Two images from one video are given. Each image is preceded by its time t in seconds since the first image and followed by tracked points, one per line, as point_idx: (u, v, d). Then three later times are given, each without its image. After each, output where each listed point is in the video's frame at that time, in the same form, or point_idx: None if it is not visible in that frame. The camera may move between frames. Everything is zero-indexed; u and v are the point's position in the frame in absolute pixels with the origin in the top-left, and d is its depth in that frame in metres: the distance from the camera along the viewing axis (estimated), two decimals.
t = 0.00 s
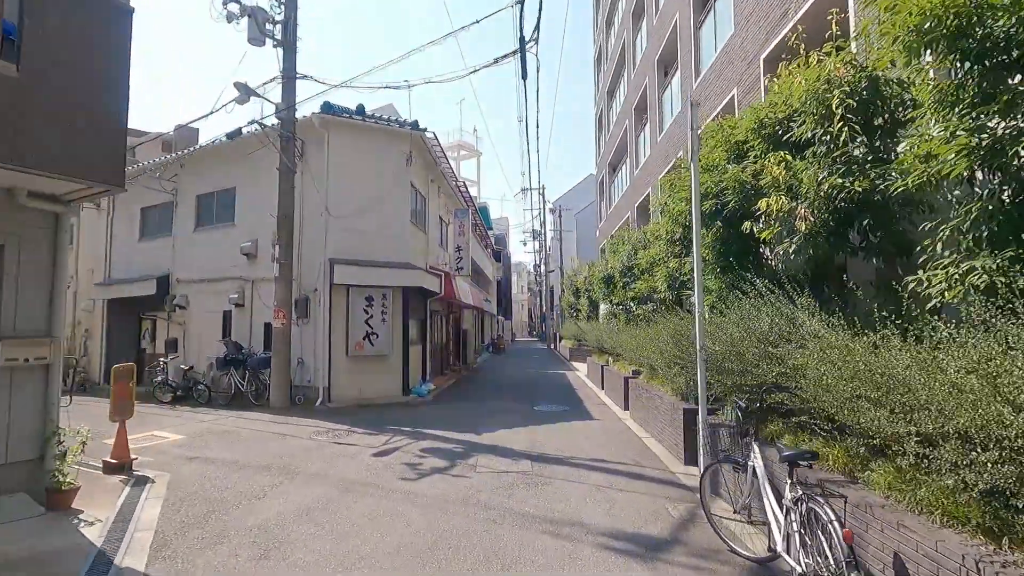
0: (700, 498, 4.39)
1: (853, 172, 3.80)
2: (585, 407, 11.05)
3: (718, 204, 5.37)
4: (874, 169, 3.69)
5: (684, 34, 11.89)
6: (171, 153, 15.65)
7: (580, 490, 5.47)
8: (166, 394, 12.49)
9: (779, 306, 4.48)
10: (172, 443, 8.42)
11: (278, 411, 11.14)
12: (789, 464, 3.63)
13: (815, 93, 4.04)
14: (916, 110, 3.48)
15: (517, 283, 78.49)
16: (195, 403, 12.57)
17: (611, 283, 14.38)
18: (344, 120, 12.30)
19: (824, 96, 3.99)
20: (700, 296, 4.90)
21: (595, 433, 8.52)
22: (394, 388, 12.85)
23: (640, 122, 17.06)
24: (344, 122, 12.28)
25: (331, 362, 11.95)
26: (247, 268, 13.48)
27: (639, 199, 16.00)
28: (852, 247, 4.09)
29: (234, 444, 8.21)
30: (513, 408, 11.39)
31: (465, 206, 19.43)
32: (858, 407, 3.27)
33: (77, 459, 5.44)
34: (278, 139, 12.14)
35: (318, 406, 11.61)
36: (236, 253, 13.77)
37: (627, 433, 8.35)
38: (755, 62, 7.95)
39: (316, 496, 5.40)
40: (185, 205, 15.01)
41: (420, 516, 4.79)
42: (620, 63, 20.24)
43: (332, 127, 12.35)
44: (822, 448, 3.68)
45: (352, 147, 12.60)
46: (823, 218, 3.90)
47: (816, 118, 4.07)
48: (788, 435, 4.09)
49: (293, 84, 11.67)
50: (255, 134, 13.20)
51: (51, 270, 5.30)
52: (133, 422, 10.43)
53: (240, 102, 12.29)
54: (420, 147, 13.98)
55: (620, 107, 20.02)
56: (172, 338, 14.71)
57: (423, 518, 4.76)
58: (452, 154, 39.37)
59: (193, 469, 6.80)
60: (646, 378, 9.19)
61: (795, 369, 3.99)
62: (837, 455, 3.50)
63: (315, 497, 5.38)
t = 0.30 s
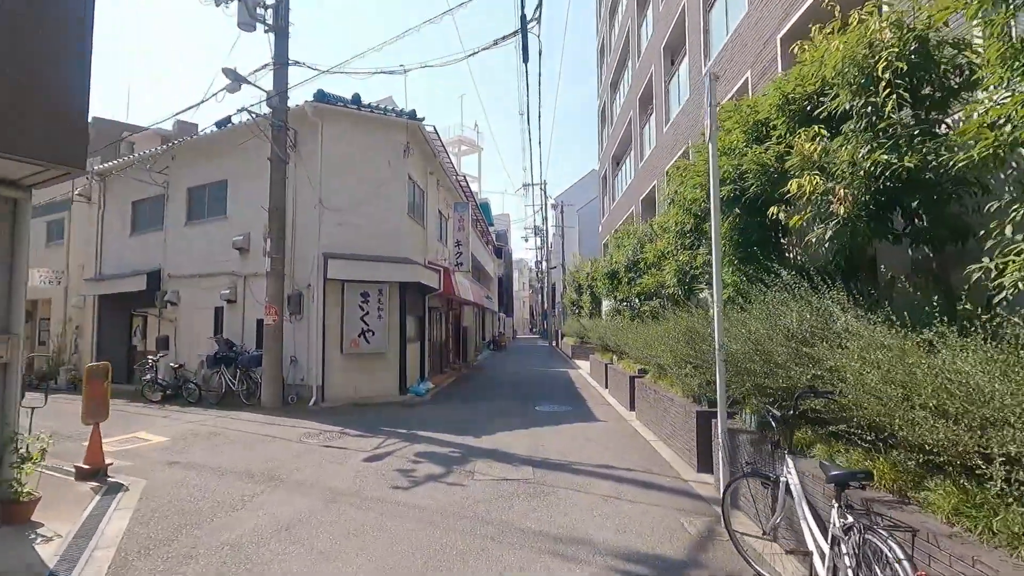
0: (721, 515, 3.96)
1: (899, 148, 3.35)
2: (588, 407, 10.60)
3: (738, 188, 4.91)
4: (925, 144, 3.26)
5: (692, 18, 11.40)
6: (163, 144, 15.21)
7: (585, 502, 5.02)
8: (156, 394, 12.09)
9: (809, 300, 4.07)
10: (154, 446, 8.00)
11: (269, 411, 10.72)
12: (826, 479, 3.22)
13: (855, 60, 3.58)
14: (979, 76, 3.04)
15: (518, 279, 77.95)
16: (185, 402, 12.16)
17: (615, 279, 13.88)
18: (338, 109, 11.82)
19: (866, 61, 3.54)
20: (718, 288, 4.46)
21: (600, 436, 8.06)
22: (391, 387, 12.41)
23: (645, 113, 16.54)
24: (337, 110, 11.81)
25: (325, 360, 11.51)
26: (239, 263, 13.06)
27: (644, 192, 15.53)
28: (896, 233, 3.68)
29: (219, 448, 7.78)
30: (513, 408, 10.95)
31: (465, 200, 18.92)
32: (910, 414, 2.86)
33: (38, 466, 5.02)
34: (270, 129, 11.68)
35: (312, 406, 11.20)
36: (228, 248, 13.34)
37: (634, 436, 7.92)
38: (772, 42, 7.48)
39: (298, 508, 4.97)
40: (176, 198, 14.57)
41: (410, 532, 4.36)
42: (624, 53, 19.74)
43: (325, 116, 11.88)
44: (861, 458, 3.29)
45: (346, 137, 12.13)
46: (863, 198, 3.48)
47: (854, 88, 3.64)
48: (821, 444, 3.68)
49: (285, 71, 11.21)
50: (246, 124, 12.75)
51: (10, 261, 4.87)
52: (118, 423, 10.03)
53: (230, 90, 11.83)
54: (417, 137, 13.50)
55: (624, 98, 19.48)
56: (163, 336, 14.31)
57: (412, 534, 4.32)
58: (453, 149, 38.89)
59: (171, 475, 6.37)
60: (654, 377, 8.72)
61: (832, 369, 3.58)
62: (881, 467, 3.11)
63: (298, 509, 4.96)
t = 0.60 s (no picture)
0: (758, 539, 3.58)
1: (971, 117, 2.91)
2: (597, 410, 10.16)
3: (771, 171, 4.56)
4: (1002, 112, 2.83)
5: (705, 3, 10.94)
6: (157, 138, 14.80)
7: (600, 516, 4.59)
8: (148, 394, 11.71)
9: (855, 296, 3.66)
10: (141, 450, 7.60)
11: (264, 413, 10.31)
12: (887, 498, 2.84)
13: (917, 18, 3.14)
14: None
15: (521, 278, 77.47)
16: (179, 403, 11.76)
17: (623, 276, 13.43)
18: (337, 99, 11.38)
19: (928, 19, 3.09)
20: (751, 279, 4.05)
21: (611, 441, 7.62)
22: (391, 388, 11.99)
23: (653, 106, 16.07)
24: (336, 101, 11.38)
25: (323, 359, 11.10)
26: (235, 260, 12.65)
27: (652, 187, 15.08)
28: (960, 218, 3.27)
29: (209, 453, 7.37)
30: (518, 410, 10.53)
31: (468, 195, 18.47)
32: (995, 424, 2.44)
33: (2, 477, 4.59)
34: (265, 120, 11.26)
35: (309, 407, 10.80)
36: (223, 244, 12.94)
37: (647, 441, 7.49)
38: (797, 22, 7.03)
39: (286, 523, 4.54)
40: (171, 193, 14.16)
41: (408, 551, 3.94)
42: (630, 45, 19.28)
43: (323, 107, 11.44)
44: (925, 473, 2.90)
45: (345, 128, 11.69)
46: (925, 176, 3.06)
47: (913, 52, 3.21)
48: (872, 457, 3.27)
49: (281, 60, 10.79)
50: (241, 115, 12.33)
51: None
52: (107, 425, 9.64)
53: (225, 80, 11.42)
54: (419, 129, 13.06)
55: (630, 92, 19.00)
56: (157, 335, 13.91)
57: (409, 554, 3.90)
58: (456, 147, 38.46)
59: (154, 484, 5.96)
60: (668, 379, 8.27)
61: (887, 372, 3.17)
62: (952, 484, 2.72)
63: (286, 524, 4.54)
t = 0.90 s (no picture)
0: (798, 573, 3.23)
1: None
2: (605, 416, 9.75)
3: (806, 161, 4.28)
4: None
5: None
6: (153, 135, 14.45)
7: (619, 539, 4.19)
8: (143, 399, 11.44)
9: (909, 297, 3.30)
10: (129, 459, 7.22)
11: (260, 418, 9.94)
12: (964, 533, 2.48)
13: None
14: None
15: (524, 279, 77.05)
16: (173, 407, 11.39)
17: (631, 277, 13.02)
18: (336, 93, 11.01)
19: None
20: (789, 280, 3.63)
21: (623, 450, 7.21)
22: (392, 392, 11.60)
23: (660, 102, 15.67)
24: (335, 95, 11.00)
25: (321, 362, 10.73)
26: (231, 259, 12.28)
27: (660, 185, 14.66)
28: None
29: (199, 462, 6.99)
30: (524, 415, 10.14)
31: (471, 194, 18.09)
32: None
33: None
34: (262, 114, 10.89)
35: (306, 412, 10.43)
36: (220, 243, 12.57)
37: (661, 450, 7.09)
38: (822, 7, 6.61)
39: (275, 545, 4.15)
40: (166, 191, 13.80)
41: None
42: (637, 41, 18.87)
43: (322, 101, 11.06)
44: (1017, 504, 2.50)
45: (344, 123, 11.32)
46: (1004, 158, 2.69)
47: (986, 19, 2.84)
48: (935, 480, 2.91)
49: (278, 52, 10.42)
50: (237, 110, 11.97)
51: None
52: (97, 431, 9.27)
53: (220, 74, 11.06)
54: (421, 125, 12.69)
55: (637, 88, 18.59)
56: (152, 336, 13.55)
57: None
58: (458, 147, 38.10)
59: (138, 498, 5.57)
60: (683, 384, 7.86)
61: (959, 383, 2.79)
62: None
63: (275, 546, 4.15)
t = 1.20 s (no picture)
0: None
1: None
2: (607, 420, 9.32)
3: (837, 141, 3.94)
4: None
5: None
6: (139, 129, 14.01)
7: (630, 560, 3.78)
8: (127, 402, 10.98)
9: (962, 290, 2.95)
10: (101, 467, 6.78)
11: (246, 423, 9.50)
12: None
13: None
14: None
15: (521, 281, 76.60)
16: (157, 411, 10.93)
17: (633, 276, 12.59)
18: (327, 84, 10.59)
19: None
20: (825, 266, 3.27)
21: (627, 457, 6.78)
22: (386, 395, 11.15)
23: (662, 98, 15.27)
24: (326, 86, 10.57)
25: (311, 364, 10.28)
26: (218, 257, 11.84)
27: (662, 182, 14.25)
28: None
29: (175, 471, 6.55)
30: (522, 419, 9.71)
31: (467, 191, 17.67)
32: None
33: None
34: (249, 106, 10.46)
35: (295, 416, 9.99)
36: (207, 241, 12.12)
37: (668, 457, 6.69)
38: None
39: (245, 566, 3.73)
40: (152, 186, 13.36)
41: None
42: (637, 36, 18.47)
43: (312, 92, 10.63)
44: None
45: (336, 115, 10.90)
46: None
47: None
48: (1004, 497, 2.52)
49: (265, 40, 9.99)
50: (225, 102, 11.53)
51: None
52: (73, 436, 8.82)
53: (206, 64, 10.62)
54: (416, 119, 12.28)
55: (637, 84, 18.21)
56: (137, 337, 13.09)
57: None
58: (455, 148, 37.72)
59: (104, 510, 5.15)
60: (690, 386, 7.45)
61: None
62: None
63: (245, 568, 3.72)
